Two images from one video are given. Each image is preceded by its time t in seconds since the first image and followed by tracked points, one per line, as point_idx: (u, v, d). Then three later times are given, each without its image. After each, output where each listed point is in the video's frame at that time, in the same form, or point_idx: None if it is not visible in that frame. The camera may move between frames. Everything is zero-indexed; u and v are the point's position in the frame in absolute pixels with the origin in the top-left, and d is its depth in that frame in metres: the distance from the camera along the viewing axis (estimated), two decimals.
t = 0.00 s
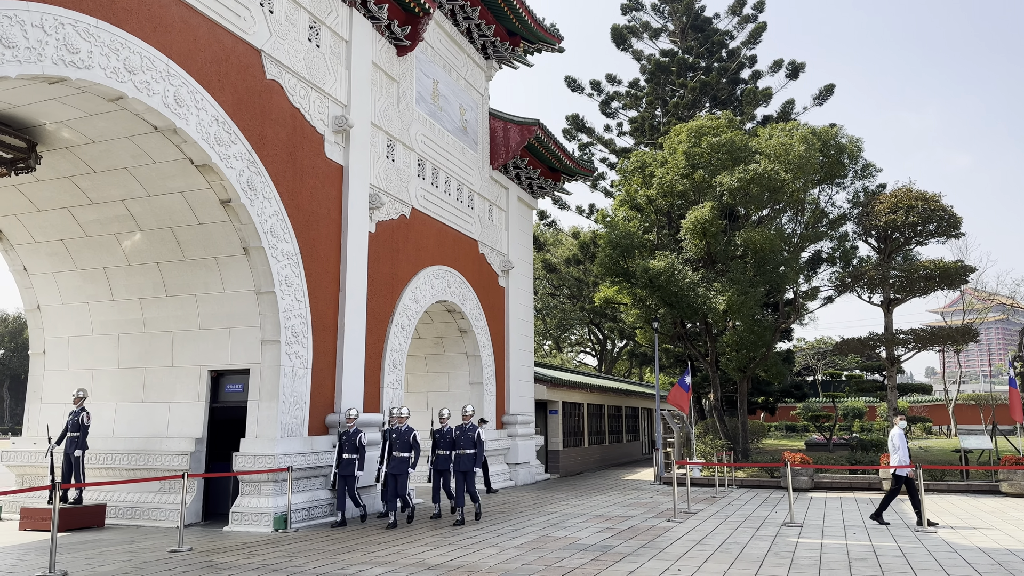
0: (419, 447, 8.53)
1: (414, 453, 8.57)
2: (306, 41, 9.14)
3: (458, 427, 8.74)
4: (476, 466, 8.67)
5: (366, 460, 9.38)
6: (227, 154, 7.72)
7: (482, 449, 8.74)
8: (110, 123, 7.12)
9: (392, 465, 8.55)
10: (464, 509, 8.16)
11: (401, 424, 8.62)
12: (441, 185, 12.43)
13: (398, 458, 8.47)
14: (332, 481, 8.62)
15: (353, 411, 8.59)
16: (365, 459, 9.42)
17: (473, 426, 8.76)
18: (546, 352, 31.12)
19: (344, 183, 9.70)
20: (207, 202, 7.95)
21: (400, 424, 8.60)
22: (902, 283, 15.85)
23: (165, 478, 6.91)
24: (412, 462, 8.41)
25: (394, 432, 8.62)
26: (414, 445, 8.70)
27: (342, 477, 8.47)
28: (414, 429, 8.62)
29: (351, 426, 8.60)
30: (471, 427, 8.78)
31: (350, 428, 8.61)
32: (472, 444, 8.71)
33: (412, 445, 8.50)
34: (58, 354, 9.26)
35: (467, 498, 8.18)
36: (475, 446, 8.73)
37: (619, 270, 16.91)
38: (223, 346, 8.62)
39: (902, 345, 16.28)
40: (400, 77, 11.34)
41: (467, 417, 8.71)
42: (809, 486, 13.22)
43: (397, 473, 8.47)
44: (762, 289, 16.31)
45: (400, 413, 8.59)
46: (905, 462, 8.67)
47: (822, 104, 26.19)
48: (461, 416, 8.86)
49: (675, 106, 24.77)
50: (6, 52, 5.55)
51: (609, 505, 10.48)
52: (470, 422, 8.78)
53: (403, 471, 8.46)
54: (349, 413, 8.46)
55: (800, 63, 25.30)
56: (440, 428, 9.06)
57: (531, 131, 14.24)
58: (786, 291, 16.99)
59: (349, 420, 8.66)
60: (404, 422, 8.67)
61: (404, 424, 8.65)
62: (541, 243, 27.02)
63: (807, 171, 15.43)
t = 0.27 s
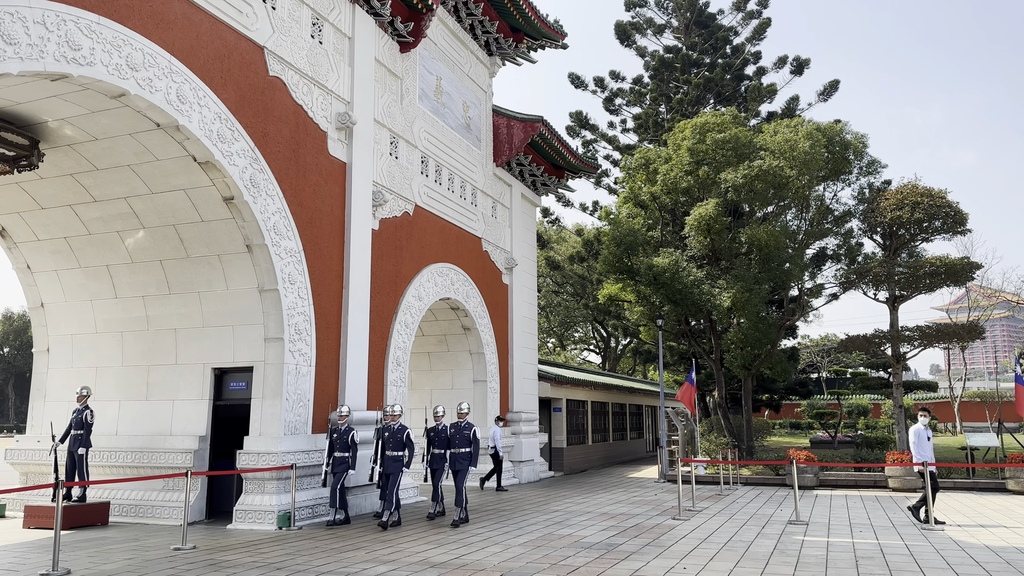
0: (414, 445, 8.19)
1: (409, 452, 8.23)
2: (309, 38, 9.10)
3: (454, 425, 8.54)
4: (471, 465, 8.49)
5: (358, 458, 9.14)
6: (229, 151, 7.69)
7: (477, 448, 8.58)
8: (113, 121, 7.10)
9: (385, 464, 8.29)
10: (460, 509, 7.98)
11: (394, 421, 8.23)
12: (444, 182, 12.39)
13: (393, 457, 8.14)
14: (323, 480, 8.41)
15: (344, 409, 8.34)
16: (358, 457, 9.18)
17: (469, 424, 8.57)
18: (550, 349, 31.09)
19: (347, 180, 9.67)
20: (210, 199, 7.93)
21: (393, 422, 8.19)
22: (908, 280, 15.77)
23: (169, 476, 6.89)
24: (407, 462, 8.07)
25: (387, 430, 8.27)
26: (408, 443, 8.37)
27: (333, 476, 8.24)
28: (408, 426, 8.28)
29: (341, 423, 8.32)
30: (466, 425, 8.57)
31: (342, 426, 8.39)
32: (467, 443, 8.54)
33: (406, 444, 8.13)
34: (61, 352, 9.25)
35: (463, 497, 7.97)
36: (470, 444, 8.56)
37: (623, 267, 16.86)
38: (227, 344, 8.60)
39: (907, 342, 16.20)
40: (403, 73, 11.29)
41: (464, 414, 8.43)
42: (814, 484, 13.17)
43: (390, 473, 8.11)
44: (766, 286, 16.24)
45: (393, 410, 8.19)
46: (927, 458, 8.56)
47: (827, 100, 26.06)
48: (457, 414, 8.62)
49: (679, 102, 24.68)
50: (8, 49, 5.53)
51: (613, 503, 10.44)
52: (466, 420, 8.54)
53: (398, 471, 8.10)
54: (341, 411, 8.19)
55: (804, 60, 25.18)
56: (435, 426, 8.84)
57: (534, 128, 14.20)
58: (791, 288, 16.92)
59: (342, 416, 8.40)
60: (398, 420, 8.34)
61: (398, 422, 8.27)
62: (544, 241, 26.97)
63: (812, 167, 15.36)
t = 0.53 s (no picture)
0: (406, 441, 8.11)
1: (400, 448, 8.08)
2: (311, 32, 9.06)
3: (448, 420, 8.21)
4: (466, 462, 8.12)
5: (355, 455, 8.94)
6: (231, 147, 7.67)
7: (473, 444, 8.20)
8: (114, 116, 7.07)
9: (375, 461, 8.03)
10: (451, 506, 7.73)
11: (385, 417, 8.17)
12: (448, 177, 12.34)
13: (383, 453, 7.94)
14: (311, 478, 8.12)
15: (334, 404, 8.07)
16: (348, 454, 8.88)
17: (464, 420, 8.23)
18: (555, 346, 31.06)
19: (350, 175, 9.63)
20: (212, 195, 7.90)
21: (385, 417, 8.16)
22: (915, 275, 15.67)
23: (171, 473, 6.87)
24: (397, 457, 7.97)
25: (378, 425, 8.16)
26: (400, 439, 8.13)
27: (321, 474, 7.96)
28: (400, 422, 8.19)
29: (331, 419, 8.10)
30: (461, 421, 8.24)
31: (332, 422, 8.11)
32: (462, 439, 8.18)
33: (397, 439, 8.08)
34: (65, 348, 9.24)
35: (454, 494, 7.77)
36: (465, 440, 8.19)
37: (628, 262, 16.79)
38: (230, 340, 8.58)
39: (914, 337, 16.10)
40: (407, 68, 11.24)
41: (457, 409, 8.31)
42: (820, 480, 13.10)
43: (380, 469, 7.98)
44: (772, 282, 16.16)
45: (385, 405, 8.13)
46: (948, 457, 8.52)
47: (833, 95, 25.92)
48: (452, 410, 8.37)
49: (684, 97, 24.57)
50: (8, 44, 5.50)
51: (618, 499, 10.40)
52: (461, 415, 8.30)
53: (388, 466, 7.99)
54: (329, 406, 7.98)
55: (810, 54, 25.04)
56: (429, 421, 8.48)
57: (538, 123, 14.12)
58: (796, 284, 16.83)
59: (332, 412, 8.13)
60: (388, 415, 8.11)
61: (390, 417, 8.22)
62: (549, 237, 26.91)
63: (818, 162, 15.26)
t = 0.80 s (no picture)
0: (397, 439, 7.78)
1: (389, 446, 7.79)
2: (313, 25, 9.00)
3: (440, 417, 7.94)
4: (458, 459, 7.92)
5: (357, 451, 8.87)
6: (233, 140, 7.62)
7: (466, 441, 7.94)
8: (115, 110, 7.03)
9: (366, 459, 7.80)
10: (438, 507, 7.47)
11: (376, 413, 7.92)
12: (452, 171, 12.28)
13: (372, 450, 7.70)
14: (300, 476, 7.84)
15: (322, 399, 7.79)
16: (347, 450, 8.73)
17: (457, 416, 7.91)
18: (561, 340, 31.00)
19: (353, 169, 9.57)
20: (214, 189, 7.87)
21: (376, 413, 7.90)
22: (923, 269, 15.53)
23: (173, 468, 6.85)
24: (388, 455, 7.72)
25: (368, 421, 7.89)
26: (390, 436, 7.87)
27: (309, 472, 7.69)
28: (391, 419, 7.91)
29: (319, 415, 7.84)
30: (454, 417, 7.91)
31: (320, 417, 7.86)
32: (455, 435, 7.90)
33: (388, 437, 7.74)
34: (69, 343, 9.24)
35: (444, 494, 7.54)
36: (459, 437, 7.92)
37: (633, 256, 16.70)
38: (233, 335, 8.55)
39: (922, 332, 15.97)
40: (410, 62, 11.17)
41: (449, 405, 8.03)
42: (827, 475, 13.02)
43: (371, 466, 7.80)
44: (779, 276, 16.06)
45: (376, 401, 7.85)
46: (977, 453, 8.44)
47: (841, 88, 25.71)
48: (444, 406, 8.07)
49: (690, 90, 24.42)
50: (6, 36, 5.46)
51: (623, 494, 10.34)
52: (454, 411, 7.99)
53: (377, 464, 7.78)
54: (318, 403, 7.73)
55: (817, 46, 24.84)
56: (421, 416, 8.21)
57: (543, 117, 14.04)
58: (803, 278, 16.71)
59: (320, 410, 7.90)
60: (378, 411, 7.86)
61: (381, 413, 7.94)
62: (554, 231, 26.83)
63: (825, 155, 15.12)
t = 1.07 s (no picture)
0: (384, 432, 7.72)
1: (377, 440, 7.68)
2: (316, 17, 8.93)
3: (432, 409, 7.85)
4: (450, 454, 7.63)
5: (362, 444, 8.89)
6: (235, 133, 7.58)
7: (458, 434, 7.73)
8: (117, 102, 6.99)
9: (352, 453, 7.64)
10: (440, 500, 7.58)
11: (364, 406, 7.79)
12: (456, 164, 12.21)
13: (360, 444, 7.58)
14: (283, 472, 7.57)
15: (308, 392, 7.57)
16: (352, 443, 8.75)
17: (449, 409, 7.84)
18: (568, 334, 30.94)
19: (357, 162, 9.52)
20: (217, 182, 7.83)
21: (364, 406, 7.78)
22: (932, 261, 15.37)
23: (176, 462, 6.83)
24: (376, 449, 7.57)
25: (355, 415, 7.77)
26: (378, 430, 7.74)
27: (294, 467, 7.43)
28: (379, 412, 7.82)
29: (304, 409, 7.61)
30: (446, 410, 7.85)
31: (305, 411, 7.60)
32: (446, 428, 7.76)
33: (376, 430, 7.68)
34: (74, 337, 9.24)
35: (440, 488, 7.56)
36: (451, 430, 7.74)
37: (640, 250, 16.60)
38: (236, 329, 8.53)
39: (931, 325, 15.82)
40: (414, 53, 11.10)
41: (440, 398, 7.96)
42: (835, 469, 12.93)
43: (357, 461, 7.61)
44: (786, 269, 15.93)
45: (364, 393, 7.75)
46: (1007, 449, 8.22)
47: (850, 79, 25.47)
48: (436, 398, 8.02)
49: (698, 81, 24.23)
50: (4, 28, 5.42)
51: (629, 488, 10.29)
52: (446, 404, 7.94)
53: (364, 458, 7.61)
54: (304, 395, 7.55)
55: (826, 36, 24.59)
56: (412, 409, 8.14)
57: (548, 109, 13.95)
58: (811, 271, 16.57)
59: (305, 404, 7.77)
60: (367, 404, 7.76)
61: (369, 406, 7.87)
62: (561, 225, 26.72)
63: (834, 146, 14.97)
